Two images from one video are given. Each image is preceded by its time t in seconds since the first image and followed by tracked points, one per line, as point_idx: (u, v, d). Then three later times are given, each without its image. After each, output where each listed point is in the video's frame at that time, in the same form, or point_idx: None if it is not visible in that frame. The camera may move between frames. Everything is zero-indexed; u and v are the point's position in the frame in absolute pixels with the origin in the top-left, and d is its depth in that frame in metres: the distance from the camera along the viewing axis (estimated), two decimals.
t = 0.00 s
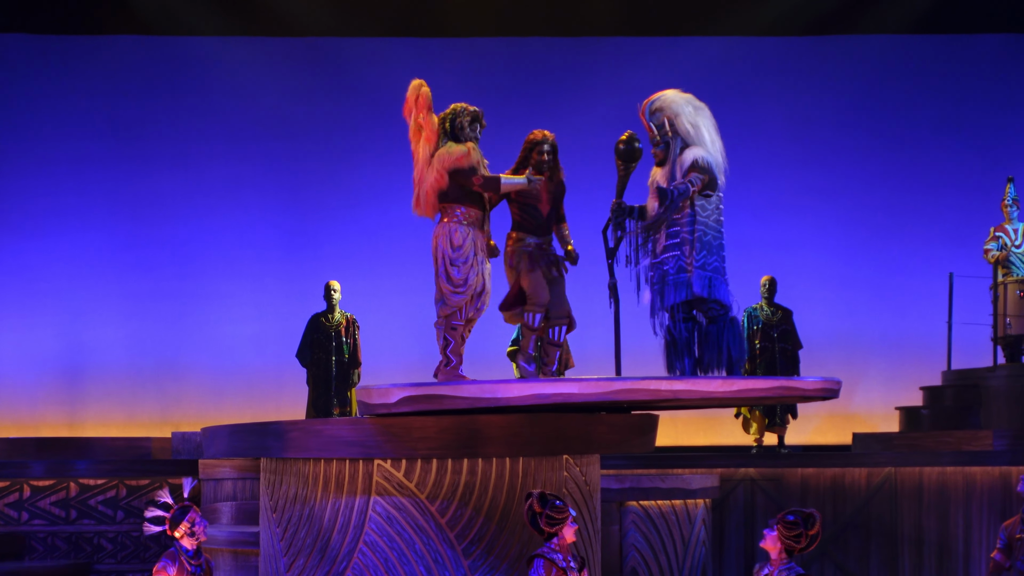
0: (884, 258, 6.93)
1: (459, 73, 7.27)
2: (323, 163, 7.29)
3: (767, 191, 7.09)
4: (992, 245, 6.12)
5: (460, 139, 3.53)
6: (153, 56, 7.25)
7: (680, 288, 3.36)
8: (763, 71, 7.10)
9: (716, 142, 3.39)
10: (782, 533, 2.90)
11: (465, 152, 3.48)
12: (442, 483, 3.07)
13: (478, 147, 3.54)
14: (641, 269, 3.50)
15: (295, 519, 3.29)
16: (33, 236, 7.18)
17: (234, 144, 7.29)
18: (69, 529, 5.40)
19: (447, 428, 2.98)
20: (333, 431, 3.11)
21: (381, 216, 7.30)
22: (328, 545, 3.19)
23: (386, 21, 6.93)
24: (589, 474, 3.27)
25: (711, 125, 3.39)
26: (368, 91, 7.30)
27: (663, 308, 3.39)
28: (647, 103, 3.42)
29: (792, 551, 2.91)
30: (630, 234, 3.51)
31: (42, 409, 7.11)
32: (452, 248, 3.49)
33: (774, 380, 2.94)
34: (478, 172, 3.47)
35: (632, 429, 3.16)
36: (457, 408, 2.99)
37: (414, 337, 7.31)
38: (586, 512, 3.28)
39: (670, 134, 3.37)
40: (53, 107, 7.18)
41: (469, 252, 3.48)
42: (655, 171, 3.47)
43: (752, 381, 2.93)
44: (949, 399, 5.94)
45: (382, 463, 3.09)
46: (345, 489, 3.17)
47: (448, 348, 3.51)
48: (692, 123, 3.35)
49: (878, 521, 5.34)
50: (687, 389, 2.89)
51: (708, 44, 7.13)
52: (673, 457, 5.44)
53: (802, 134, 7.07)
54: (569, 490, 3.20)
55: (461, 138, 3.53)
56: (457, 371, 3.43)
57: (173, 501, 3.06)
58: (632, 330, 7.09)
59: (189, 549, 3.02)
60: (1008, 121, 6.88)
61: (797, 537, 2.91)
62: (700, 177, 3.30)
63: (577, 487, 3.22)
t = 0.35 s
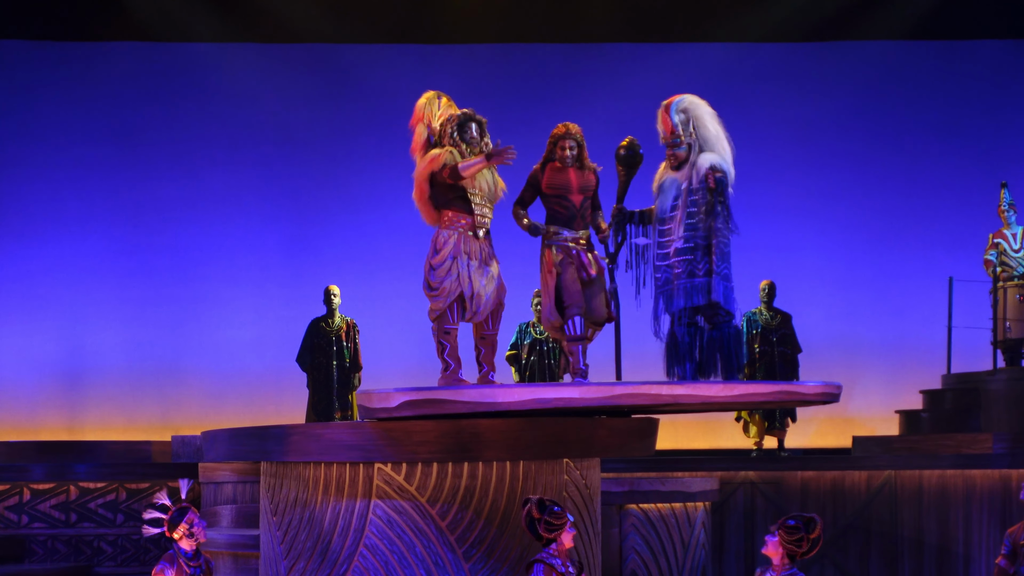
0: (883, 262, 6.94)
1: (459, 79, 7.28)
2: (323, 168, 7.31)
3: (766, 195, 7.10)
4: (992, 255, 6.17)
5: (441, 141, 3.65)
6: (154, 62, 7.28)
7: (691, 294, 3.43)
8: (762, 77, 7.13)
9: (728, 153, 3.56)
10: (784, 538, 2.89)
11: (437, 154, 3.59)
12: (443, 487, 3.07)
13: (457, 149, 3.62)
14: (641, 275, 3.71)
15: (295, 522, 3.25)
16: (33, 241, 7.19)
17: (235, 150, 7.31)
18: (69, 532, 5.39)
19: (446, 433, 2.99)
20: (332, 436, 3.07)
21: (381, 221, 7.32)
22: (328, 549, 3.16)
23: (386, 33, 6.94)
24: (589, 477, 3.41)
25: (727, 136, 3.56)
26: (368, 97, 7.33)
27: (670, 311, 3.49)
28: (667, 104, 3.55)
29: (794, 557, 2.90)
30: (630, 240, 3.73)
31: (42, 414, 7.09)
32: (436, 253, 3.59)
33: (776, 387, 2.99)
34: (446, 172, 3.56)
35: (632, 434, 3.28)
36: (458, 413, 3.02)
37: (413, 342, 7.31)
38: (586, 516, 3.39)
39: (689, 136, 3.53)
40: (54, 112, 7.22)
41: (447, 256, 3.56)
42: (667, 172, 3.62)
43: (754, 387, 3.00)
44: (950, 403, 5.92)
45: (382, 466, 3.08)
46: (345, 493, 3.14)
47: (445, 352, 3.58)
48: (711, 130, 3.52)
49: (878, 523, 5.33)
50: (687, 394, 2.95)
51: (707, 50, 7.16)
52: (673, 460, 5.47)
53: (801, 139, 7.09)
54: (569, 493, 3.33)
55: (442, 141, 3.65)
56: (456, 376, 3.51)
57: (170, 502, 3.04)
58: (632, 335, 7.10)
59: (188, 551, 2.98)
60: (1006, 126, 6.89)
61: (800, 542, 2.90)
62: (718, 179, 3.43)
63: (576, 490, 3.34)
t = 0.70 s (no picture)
0: (879, 267, 6.96)
1: (456, 83, 7.28)
2: (320, 173, 7.32)
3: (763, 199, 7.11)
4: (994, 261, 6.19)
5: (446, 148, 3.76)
6: (150, 66, 7.27)
7: (702, 297, 3.53)
8: (758, 81, 7.14)
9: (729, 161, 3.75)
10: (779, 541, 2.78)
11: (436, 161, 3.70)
12: (441, 491, 3.04)
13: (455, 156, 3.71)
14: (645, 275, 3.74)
15: (294, 527, 3.28)
16: (30, 245, 7.19)
17: (231, 155, 7.31)
18: (67, 537, 5.40)
19: (444, 437, 2.96)
20: (332, 440, 3.09)
21: (377, 226, 7.33)
22: (327, 553, 3.17)
23: (382, 38, 6.93)
24: (589, 482, 3.23)
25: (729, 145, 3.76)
26: (365, 101, 7.33)
27: (678, 313, 3.56)
28: (692, 105, 3.66)
29: (793, 557, 2.78)
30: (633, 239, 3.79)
31: (38, 419, 7.07)
32: (441, 261, 3.73)
33: (776, 390, 2.89)
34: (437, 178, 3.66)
35: (633, 437, 3.17)
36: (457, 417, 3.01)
37: (411, 346, 7.32)
38: (586, 521, 3.23)
39: (709, 140, 3.67)
40: (50, 116, 7.21)
41: (447, 262, 3.69)
42: (678, 174, 3.71)
43: (753, 390, 2.91)
44: (948, 408, 5.95)
45: (382, 470, 3.08)
46: (344, 497, 3.15)
47: (447, 356, 3.66)
48: (723, 138, 3.69)
49: (876, 528, 5.35)
50: (686, 397, 2.89)
51: (703, 54, 7.17)
52: (671, 465, 5.47)
53: (797, 144, 7.11)
54: (568, 498, 3.16)
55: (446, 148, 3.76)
56: (455, 378, 3.59)
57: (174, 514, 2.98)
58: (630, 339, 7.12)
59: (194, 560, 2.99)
60: (1002, 130, 6.91)
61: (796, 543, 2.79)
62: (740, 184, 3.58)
63: (576, 495, 3.18)
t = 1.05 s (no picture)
0: (873, 273, 6.97)
1: (451, 88, 7.30)
2: (315, 177, 7.33)
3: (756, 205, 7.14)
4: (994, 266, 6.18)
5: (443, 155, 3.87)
6: (145, 70, 7.27)
7: (714, 301, 3.88)
8: (752, 87, 7.16)
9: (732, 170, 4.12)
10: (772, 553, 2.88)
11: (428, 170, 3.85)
12: (434, 497, 3.25)
13: (444, 163, 3.80)
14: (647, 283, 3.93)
15: (288, 531, 3.48)
16: (24, 249, 7.18)
17: (226, 159, 7.31)
18: (60, 541, 5.39)
19: (437, 443, 3.19)
20: (325, 445, 3.33)
21: (372, 231, 7.33)
22: (321, 558, 3.37)
23: (377, 44, 6.95)
24: (581, 487, 3.40)
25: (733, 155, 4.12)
26: (360, 105, 7.34)
27: (690, 317, 3.92)
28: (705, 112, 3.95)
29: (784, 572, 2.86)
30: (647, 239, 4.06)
31: (32, 423, 7.06)
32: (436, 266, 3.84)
33: (768, 397, 3.15)
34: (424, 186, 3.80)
35: (623, 444, 3.40)
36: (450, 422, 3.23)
37: (405, 351, 7.32)
38: (579, 524, 3.40)
39: (720, 145, 4.00)
40: (45, 120, 7.21)
41: (437, 268, 3.79)
42: (690, 176, 4.06)
43: (745, 396, 3.16)
44: (940, 413, 5.96)
45: (374, 476, 3.28)
46: (338, 503, 3.34)
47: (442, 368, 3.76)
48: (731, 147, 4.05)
49: (869, 535, 5.38)
50: (679, 403, 3.14)
51: (697, 59, 7.19)
52: (665, 470, 5.45)
53: (791, 149, 7.12)
54: (561, 503, 3.36)
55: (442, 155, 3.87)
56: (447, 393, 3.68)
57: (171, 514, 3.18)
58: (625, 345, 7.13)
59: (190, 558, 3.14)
60: (996, 136, 6.91)
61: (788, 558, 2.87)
62: (751, 191, 3.94)
63: (568, 501, 3.36)
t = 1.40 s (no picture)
0: (863, 279, 6.98)
1: (442, 93, 7.31)
2: (306, 182, 7.34)
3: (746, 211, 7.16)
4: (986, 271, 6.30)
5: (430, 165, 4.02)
6: (136, 74, 7.27)
7: (712, 306, 3.88)
8: (743, 92, 7.17)
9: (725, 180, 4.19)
10: (778, 504, 3.44)
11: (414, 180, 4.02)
12: (424, 502, 3.35)
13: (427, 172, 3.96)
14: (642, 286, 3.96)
15: (277, 537, 3.58)
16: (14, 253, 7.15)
17: (217, 163, 7.32)
18: (48, 547, 5.36)
19: (428, 448, 3.32)
20: (314, 450, 3.43)
21: (362, 236, 7.34)
22: (310, 563, 3.46)
23: (368, 49, 6.96)
24: (570, 493, 3.53)
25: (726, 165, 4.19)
26: (352, 110, 7.34)
27: (687, 317, 3.91)
28: (706, 118, 4.04)
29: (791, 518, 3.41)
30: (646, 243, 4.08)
31: (21, 427, 7.03)
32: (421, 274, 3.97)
33: (757, 403, 3.23)
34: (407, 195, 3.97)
35: (614, 449, 3.53)
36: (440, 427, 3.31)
37: (395, 357, 7.33)
38: (566, 533, 3.52)
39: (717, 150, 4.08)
40: (36, 124, 7.21)
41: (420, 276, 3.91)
42: (688, 180, 4.09)
43: (734, 402, 3.23)
44: (930, 420, 5.91)
45: (364, 481, 3.39)
46: (327, 508, 3.44)
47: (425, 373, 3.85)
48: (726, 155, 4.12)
49: (858, 541, 5.29)
50: (669, 409, 3.21)
51: (688, 65, 7.20)
52: (654, 476, 5.45)
53: (782, 155, 7.14)
54: (550, 510, 3.49)
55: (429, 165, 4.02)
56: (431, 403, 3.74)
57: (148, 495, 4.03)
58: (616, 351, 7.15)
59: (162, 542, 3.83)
60: (987, 142, 6.92)
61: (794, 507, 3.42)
62: (753, 198, 4.00)
63: (557, 507, 3.50)
